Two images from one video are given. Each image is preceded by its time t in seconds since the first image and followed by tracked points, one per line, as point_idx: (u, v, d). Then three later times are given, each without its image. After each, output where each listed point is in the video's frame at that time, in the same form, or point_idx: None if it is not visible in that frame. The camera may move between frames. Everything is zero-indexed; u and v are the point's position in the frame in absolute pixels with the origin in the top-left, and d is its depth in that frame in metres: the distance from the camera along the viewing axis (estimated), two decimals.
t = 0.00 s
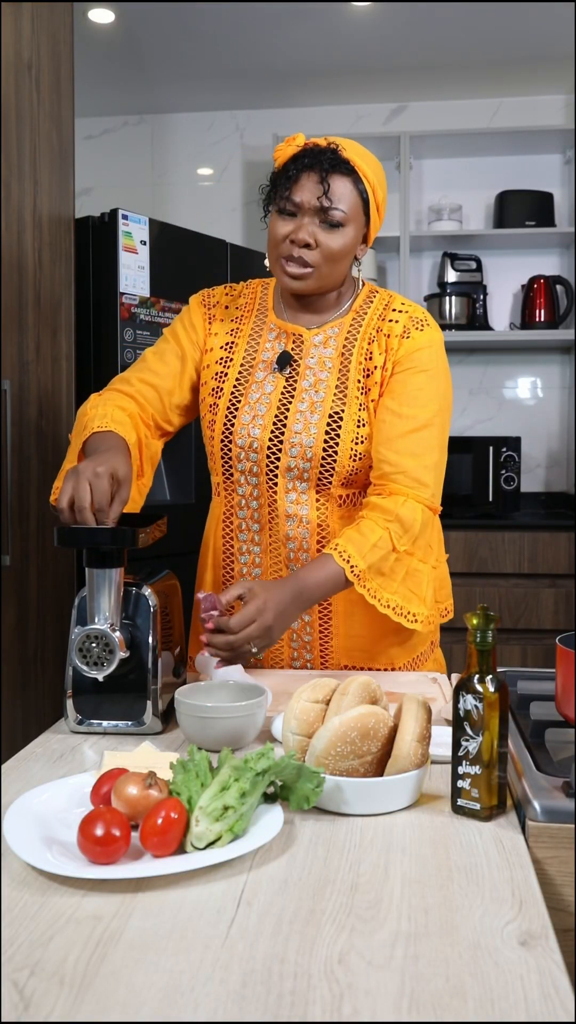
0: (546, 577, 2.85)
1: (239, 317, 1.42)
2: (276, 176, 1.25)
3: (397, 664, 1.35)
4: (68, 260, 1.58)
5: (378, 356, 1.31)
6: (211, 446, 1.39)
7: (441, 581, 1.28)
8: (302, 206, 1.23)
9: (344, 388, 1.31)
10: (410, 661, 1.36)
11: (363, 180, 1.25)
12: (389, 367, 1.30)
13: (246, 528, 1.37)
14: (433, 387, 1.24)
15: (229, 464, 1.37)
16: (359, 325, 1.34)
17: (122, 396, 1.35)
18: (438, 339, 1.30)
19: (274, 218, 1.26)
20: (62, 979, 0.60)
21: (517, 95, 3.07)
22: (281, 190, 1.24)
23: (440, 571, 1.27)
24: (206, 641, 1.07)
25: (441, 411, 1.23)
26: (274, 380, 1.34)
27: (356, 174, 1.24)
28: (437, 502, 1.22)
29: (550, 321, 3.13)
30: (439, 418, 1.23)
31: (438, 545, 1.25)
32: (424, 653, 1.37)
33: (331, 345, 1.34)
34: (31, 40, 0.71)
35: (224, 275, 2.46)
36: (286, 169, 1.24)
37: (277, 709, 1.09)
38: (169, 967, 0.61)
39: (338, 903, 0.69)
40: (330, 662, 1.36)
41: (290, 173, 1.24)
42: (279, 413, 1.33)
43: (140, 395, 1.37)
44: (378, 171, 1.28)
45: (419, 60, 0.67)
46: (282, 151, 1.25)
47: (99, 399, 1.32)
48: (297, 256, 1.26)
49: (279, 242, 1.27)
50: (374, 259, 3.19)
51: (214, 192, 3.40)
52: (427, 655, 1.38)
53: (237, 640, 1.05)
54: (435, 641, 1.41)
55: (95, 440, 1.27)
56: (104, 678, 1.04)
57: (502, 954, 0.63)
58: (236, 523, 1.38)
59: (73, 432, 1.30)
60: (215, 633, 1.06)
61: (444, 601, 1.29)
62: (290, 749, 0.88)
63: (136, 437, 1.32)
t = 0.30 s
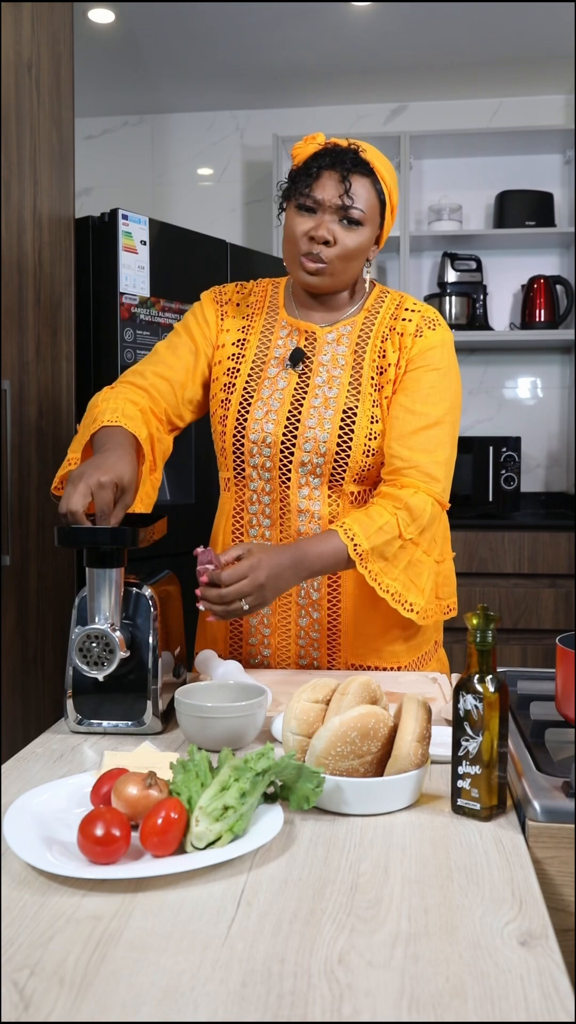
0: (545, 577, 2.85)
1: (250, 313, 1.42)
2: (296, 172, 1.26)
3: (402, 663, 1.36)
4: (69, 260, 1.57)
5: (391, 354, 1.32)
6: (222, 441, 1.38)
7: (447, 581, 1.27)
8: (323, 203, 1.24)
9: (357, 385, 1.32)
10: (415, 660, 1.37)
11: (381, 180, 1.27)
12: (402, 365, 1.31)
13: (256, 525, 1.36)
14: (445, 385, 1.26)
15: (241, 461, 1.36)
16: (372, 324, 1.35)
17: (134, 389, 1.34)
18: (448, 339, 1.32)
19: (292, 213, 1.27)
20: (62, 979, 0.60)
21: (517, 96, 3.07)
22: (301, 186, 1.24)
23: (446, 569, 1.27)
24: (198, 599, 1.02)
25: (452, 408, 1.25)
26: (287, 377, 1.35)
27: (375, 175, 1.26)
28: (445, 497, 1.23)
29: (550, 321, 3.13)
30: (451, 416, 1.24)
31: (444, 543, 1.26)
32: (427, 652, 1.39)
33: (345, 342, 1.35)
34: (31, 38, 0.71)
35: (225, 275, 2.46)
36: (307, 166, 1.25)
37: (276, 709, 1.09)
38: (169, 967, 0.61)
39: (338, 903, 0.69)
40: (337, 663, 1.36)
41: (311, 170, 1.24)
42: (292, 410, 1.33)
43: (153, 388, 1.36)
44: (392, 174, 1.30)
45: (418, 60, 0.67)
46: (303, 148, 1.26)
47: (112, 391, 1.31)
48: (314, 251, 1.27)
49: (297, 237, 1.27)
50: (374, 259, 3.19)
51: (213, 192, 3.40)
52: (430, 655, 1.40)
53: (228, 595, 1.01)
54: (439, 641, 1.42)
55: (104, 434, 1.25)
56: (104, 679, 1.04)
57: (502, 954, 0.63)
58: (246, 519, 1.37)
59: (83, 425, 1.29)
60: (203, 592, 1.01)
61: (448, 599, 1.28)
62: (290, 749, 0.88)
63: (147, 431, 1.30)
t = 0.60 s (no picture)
0: (545, 577, 2.85)
1: (263, 311, 1.42)
2: (293, 184, 1.27)
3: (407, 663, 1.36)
4: (69, 260, 1.57)
5: (403, 354, 1.32)
6: (233, 436, 1.39)
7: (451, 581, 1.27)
8: (317, 214, 1.25)
9: (370, 382, 1.32)
10: (420, 659, 1.37)
11: (379, 182, 1.26)
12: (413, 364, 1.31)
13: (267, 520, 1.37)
14: (455, 385, 1.26)
15: (252, 455, 1.37)
16: (384, 324, 1.35)
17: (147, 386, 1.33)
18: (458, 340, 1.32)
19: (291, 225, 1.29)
20: (62, 979, 0.60)
21: (517, 96, 3.07)
22: (297, 198, 1.26)
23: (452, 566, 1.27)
24: (204, 568, 1.05)
25: (462, 408, 1.25)
26: (300, 374, 1.35)
27: (371, 176, 1.25)
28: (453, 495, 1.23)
29: (550, 321, 3.13)
30: (460, 415, 1.24)
31: (450, 540, 1.26)
32: (431, 651, 1.39)
33: (357, 340, 1.35)
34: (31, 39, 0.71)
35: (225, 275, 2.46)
36: (302, 177, 1.26)
37: (276, 709, 1.09)
38: (169, 967, 0.61)
39: (338, 903, 0.69)
40: (343, 663, 1.37)
41: (305, 181, 1.26)
42: (304, 407, 1.33)
43: (168, 384, 1.35)
44: (395, 170, 1.28)
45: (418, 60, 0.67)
46: (300, 157, 1.27)
47: (124, 392, 1.30)
48: (313, 261, 1.28)
49: (298, 248, 1.29)
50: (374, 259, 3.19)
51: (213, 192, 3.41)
52: (434, 655, 1.40)
53: (234, 566, 1.03)
54: (443, 641, 1.42)
55: (114, 433, 1.25)
56: (104, 679, 1.04)
57: (502, 954, 0.63)
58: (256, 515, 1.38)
59: (94, 424, 1.28)
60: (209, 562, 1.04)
61: (451, 598, 1.27)
62: (290, 749, 0.88)
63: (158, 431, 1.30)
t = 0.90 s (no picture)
0: (546, 577, 2.85)
1: (272, 312, 1.43)
2: (307, 181, 1.28)
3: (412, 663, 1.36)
4: (69, 260, 1.57)
5: (411, 354, 1.31)
6: (240, 434, 1.39)
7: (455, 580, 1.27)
8: (333, 208, 1.25)
9: (377, 382, 1.32)
10: (423, 660, 1.37)
11: (391, 181, 1.27)
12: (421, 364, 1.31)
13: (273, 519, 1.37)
14: (462, 385, 1.26)
15: (260, 454, 1.37)
16: (392, 323, 1.35)
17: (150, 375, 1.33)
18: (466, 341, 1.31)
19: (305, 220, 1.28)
20: (62, 979, 0.60)
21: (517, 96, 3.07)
22: (311, 194, 1.26)
23: (456, 565, 1.27)
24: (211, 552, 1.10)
25: (469, 407, 1.24)
26: (307, 373, 1.35)
27: (384, 174, 1.26)
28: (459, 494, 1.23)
29: (550, 321, 3.13)
30: (467, 415, 1.24)
31: (454, 539, 1.26)
32: (435, 653, 1.39)
33: (365, 338, 1.35)
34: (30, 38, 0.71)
35: (225, 275, 2.46)
36: (316, 173, 1.27)
37: (276, 709, 1.09)
38: (169, 967, 0.61)
39: (338, 903, 0.69)
40: (347, 663, 1.37)
41: (319, 176, 1.26)
42: (310, 405, 1.33)
43: (171, 375, 1.35)
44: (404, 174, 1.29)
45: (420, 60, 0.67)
46: (313, 156, 1.28)
47: (128, 377, 1.30)
48: (328, 255, 1.28)
49: (312, 243, 1.29)
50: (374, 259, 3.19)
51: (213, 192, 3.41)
52: (438, 656, 1.40)
53: (239, 553, 1.08)
54: (447, 643, 1.42)
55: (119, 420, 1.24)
56: (104, 679, 1.04)
57: (502, 954, 0.63)
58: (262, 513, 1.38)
59: (96, 409, 1.27)
60: (216, 547, 1.09)
61: (457, 598, 1.27)
62: (290, 749, 0.88)
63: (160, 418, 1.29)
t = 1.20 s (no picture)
0: (545, 577, 2.85)
1: (270, 312, 1.43)
2: (307, 179, 1.28)
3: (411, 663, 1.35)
4: (69, 260, 1.57)
5: (405, 351, 1.31)
6: (237, 435, 1.39)
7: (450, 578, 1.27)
8: (335, 207, 1.26)
9: (371, 381, 1.32)
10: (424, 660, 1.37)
11: (391, 181, 1.28)
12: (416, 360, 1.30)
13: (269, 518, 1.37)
14: (458, 380, 1.25)
15: (255, 453, 1.37)
16: (387, 323, 1.35)
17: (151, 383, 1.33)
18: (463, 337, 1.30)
19: (306, 218, 1.29)
20: (62, 979, 0.60)
21: (517, 96, 3.07)
22: (312, 192, 1.27)
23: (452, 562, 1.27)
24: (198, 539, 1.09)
25: (464, 404, 1.24)
26: (303, 373, 1.35)
27: (384, 174, 1.26)
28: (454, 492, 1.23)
29: (550, 321, 3.13)
30: (462, 411, 1.23)
31: (451, 537, 1.26)
32: (435, 654, 1.38)
33: (360, 338, 1.35)
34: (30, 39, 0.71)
35: (225, 275, 2.46)
36: (316, 173, 1.27)
37: (276, 709, 1.09)
38: (170, 967, 0.61)
39: (338, 903, 0.69)
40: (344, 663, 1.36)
41: (321, 175, 1.26)
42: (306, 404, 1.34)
43: (171, 380, 1.36)
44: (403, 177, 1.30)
45: (423, 60, 0.67)
46: (314, 155, 1.29)
47: (128, 387, 1.30)
48: (331, 254, 1.28)
49: (313, 241, 1.29)
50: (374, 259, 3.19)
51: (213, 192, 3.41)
52: (439, 657, 1.39)
53: (226, 538, 1.07)
54: (449, 644, 1.41)
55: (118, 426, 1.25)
56: (104, 679, 1.04)
57: (502, 954, 0.63)
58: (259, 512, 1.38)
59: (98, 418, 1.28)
60: (200, 531, 1.08)
61: (453, 596, 1.27)
62: (290, 749, 0.88)
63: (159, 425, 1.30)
